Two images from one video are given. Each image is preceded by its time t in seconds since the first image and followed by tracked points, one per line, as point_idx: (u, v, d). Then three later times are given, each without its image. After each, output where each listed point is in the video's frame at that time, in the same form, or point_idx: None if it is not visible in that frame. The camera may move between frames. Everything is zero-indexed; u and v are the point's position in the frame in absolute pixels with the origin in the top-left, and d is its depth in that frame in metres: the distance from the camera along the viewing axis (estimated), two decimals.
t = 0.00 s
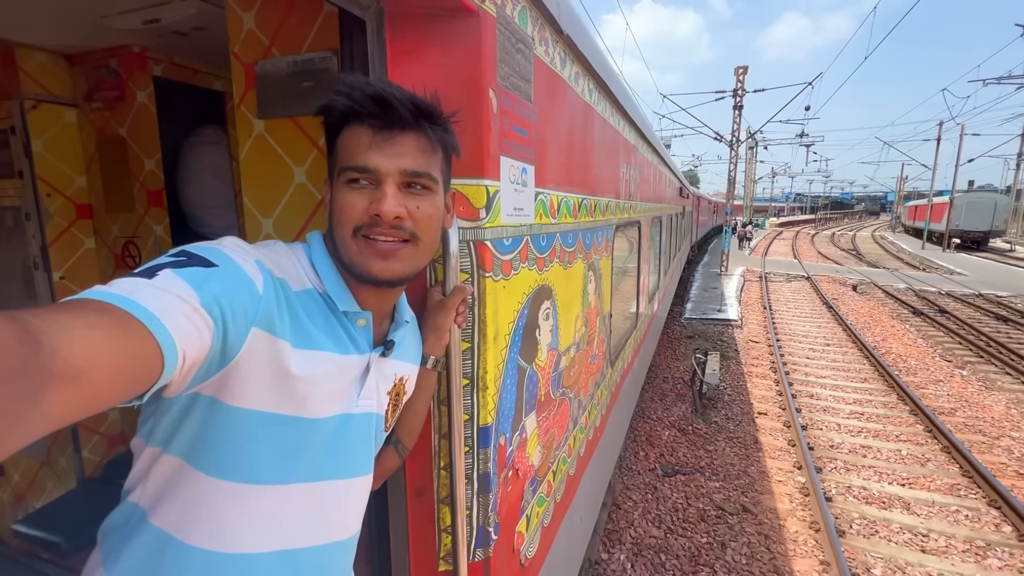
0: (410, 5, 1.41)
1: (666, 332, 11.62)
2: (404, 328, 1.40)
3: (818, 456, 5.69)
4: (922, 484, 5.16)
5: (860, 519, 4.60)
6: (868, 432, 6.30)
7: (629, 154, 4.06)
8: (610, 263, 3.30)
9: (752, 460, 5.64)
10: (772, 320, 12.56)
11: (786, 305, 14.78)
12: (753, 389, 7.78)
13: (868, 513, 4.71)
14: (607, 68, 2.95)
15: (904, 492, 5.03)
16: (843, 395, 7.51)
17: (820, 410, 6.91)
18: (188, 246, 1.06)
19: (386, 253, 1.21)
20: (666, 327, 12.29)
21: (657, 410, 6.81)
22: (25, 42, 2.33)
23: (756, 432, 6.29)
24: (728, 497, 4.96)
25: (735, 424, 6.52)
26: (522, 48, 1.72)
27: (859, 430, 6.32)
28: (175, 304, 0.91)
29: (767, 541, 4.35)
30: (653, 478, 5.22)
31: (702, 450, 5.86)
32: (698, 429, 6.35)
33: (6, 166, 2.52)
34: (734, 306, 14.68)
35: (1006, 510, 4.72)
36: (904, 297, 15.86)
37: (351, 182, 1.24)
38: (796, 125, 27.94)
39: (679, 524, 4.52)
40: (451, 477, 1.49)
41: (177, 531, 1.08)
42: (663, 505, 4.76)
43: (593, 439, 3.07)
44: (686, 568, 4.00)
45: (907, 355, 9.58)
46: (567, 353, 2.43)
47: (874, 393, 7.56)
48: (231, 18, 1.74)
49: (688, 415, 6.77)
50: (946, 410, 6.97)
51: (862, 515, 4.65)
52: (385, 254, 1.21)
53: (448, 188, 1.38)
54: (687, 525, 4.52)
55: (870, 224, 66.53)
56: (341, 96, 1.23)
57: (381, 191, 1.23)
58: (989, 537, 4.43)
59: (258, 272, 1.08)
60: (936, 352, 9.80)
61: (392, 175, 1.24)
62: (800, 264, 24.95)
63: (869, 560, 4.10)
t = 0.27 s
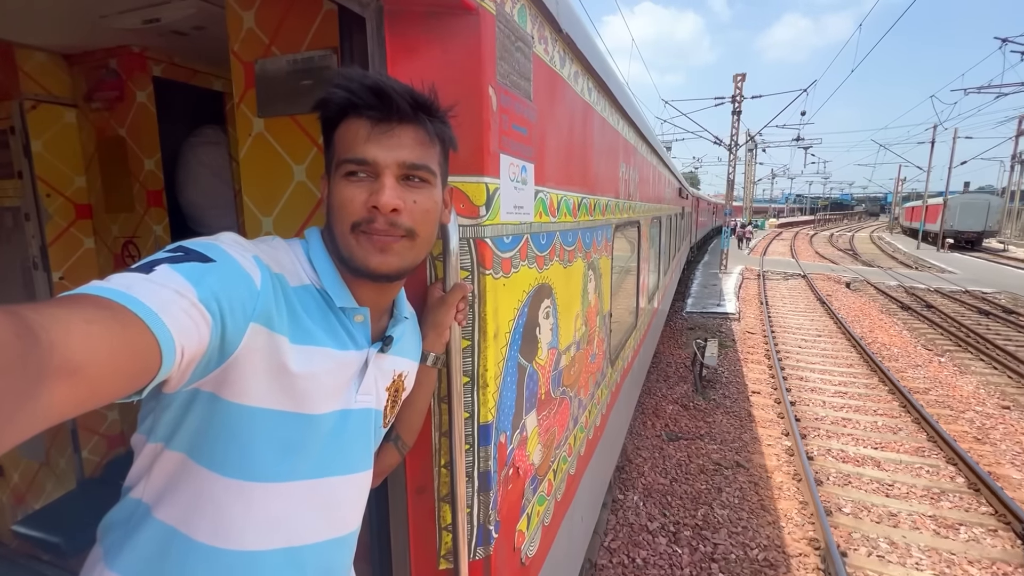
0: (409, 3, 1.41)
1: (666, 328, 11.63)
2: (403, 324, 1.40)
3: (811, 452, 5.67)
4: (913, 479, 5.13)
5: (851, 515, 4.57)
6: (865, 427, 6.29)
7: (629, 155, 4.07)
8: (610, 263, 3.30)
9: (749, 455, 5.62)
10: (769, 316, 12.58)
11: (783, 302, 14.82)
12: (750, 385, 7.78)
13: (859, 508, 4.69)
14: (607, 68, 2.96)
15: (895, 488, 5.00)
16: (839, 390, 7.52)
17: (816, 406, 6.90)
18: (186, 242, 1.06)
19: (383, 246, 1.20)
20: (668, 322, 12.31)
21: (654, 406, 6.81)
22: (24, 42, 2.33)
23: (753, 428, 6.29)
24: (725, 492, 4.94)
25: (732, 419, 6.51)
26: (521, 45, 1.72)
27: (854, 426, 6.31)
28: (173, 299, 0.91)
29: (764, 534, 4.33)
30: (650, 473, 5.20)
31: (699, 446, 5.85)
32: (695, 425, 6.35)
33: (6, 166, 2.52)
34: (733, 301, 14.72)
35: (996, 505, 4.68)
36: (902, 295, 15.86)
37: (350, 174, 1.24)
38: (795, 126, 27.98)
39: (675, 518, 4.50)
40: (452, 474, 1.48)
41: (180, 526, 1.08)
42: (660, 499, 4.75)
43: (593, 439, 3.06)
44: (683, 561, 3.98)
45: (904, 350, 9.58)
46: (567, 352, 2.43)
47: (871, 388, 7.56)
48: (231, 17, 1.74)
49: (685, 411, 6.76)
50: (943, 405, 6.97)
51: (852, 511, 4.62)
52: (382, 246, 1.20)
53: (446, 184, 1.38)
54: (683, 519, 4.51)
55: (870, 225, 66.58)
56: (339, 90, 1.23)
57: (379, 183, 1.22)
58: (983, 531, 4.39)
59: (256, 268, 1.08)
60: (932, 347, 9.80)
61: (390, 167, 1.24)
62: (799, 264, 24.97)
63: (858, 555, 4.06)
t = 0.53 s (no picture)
0: (412, 6, 1.40)
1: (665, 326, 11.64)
2: (405, 329, 1.39)
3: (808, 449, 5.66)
4: (907, 476, 5.11)
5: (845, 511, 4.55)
6: (862, 424, 6.28)
7: (630, 157, 4.07)
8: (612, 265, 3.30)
9: (747, 453, 5.61)
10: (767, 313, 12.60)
11: (780, 299, 14.84)
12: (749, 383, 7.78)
13: (854, 504, 4.67)
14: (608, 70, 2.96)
15: (889, 484, 4.98)
16: (837, 387, 7.51)
17: (813, 403, 6.91)
18: (187, 248, 1.05)
19: (388, 250, 1.20)
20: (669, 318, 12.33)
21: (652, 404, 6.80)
22: (25, 45, 2.32)
23: (751, 426, 6.28)
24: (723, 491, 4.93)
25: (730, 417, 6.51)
26: (524, 49, 1.72)
27: (850, 422, 6.30)
28: (174, 305, 0.90)
29: (762, 531, 4.32)
30: (648, 471, 5.19)
31: (697, 444, 5.84)
32: (693, 424, 6.34)
33: (7, 169, 2.52)
34: (731, 298, 14.77)
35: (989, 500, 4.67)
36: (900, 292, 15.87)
37: (353, 178, 1.23)
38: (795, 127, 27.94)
39: (673, 515, 4.49)
40: (456, 479, 1.48)
41: (180, 532, 1.08)
42: (658, 497, 4.74)
43: (595, 441, 3.06)
44: (680, 558, 3.97)
45: (902, 347, 9.58)
46: (569, 355, 2.43)
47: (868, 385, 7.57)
48: (233, 20, 1.73)
49: (683, 409, 6.75)
50: (941, 402, 6.97)
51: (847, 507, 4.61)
52: (387, 250, 1.20)
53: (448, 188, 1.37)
54: (680, 516, 4.50)
55: (869, 225, 66.62)
56: (343, 95, 1.23)
57: (383, 187, 1.22)
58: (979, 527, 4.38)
59: (257, 274, 1.08)
60: (930, 343, 9.80)
61: (393, 170, 1.23)
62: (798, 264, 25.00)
63: (852, 552, 4.04)
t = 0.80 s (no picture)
0: (419, 13, 1.39)
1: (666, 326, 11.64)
2: (408, 337, 1.39)
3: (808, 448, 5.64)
4: (902, 474, 5.09)
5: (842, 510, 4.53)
6: (861, 421, 6.26)
7: (633, 159, 4.06)
8: (615, 268, 3.29)
9: (746, 451, 5.59)
10: (765, 311, 12.62)
11: (779, 297, 14.87)
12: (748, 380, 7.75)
13: (852, 502, 4.66)
14: (612, 72, 2.95)
15: (885, 482, 4.96)
16: (837, 384, 7.49)
17: (812, 400, 6.89)
18: (189, 257, 1.05)
19: (396, 263, 1.21)
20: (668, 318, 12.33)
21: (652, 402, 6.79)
22: (28, 48, 2.32)
23: (751, 424, 6.27)
24: (721, 488, 4.91)
25: (731, 414, 6.49)
26: (530, 54, 1.71)
27: (848, 420, 6.28)
28: (175, 314, 0.90)
29: (761, 525, 4.34)
30: (647, 469, 5.18)
31: (696, 441, 5.82)
32: (693, 421, 6.32)
33: (9, 173, 2.51)
34: (730, 294, 14.79)
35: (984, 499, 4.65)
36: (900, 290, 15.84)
37: (357, 192, 1.22)
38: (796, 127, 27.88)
39: (671, 513, 4.48)
40: (462, 487, 1.47)
41: (180, 542, 1.07)
42: (657, 495, 4.73)
43: (599, 445, 3.06)
44: (678, 556, 3.96)
45: (902, 345, 9.56)
46: (573, 360, 2.42)
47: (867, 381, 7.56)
48: (238, 25, 1.72)
49: (682, 406, 6.73)
50: (941, 400, 6.95)
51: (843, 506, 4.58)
52: (395, 264, 1.21)
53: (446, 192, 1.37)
54: (679, 514, 4.49)
55: (869, 224, 66.60)
56: (341, 108, 1.21)
57: (389, 202, 1.22)
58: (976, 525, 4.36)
59: (257, 282, 1.08)
60: (930, 340, 9.78)
61: (399, 185, 1.23)
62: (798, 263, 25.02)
63: (849, 551, 4.02)
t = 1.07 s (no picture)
0: (423, 17, 1.39)
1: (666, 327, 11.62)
2: (412, 342, 1.39)
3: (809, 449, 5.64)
4: (903, 475, 5.08)
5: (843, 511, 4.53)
6: (861, 422, 6.26)
7: (635, 161, 4.05)
8: (618, 270, 3.29)
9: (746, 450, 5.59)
10: (765, 311, 12.59)
11: (780, 297, 14.84)
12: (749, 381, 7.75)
13: (853, 503, 4.65)
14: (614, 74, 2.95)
15: (887, 484, 4.95)
16: (839, 385, 7.49)
17: (812, 400, 6.88)
18: (194, 262, 1.05)
19: (402, 268, 1.21)
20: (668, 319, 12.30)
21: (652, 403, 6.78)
22: (32, 51, 2.33)
23: (752, 424, 6.27)
24: (721, 487, 4.91)
25: (733, 416, 6.50)
26: (535, 57, 1.71)
27: (849, 421, 6.27)
28: (180, 320, 0.90)
29: (762, 523, 4.36)
30: (647, 469, 5.18)
31: (697, 442, 5.82)
32: (693, 422, 6.32)
33: (14, 176, 2.52)
34: (730, 295, 14.77)
35: (984, 499, 4.64)
36: (902, 289, 15.80)
37: (368, 196, 1.22)
38: (799, 128, 27.84)
39: (671, 512, 4.48)
40: (467, 493, 1.47)
41: (183, 548, 1.07)
42: (658, 495, 4.73)
43: (602, 448, 3.05)
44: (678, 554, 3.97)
45: (904, 344, 9.55)
46: (576, 363, 2.41)
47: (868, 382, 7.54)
48: (241, 28, 1.73)
49: (683, 407, 6.73)
50: (943, 401, 6.94)
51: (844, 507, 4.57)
52: (401, 268, 1.21)
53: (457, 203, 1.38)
54: (679, 513, 4.49)
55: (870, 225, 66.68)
56: (354, 111, 1.21)
57: (397, 207, 1.22)
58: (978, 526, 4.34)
59: (262, 287, 1.08)
60: (932, 340, 9.77)
61: (403, 189, 1.23)
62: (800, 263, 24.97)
63: (849, 550, 4.03)
